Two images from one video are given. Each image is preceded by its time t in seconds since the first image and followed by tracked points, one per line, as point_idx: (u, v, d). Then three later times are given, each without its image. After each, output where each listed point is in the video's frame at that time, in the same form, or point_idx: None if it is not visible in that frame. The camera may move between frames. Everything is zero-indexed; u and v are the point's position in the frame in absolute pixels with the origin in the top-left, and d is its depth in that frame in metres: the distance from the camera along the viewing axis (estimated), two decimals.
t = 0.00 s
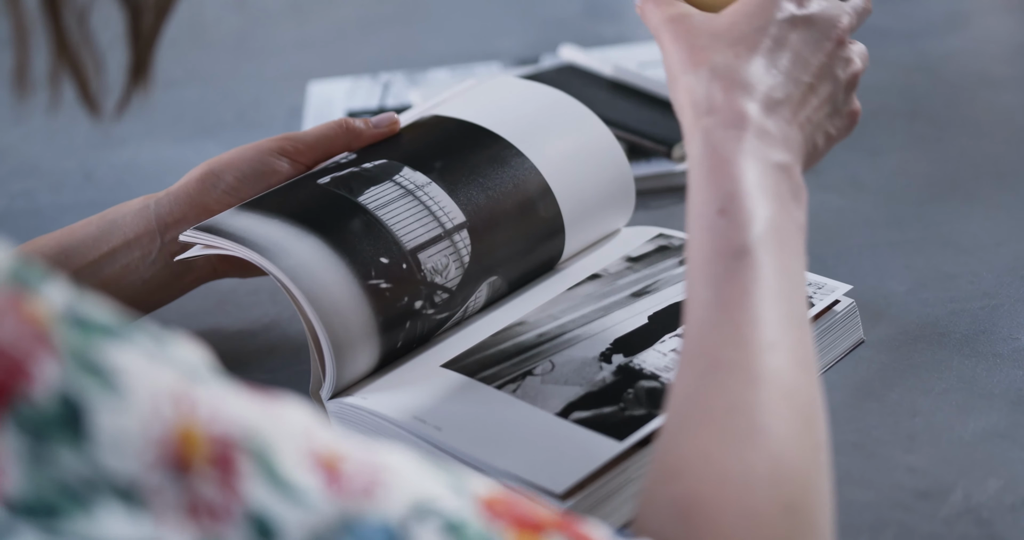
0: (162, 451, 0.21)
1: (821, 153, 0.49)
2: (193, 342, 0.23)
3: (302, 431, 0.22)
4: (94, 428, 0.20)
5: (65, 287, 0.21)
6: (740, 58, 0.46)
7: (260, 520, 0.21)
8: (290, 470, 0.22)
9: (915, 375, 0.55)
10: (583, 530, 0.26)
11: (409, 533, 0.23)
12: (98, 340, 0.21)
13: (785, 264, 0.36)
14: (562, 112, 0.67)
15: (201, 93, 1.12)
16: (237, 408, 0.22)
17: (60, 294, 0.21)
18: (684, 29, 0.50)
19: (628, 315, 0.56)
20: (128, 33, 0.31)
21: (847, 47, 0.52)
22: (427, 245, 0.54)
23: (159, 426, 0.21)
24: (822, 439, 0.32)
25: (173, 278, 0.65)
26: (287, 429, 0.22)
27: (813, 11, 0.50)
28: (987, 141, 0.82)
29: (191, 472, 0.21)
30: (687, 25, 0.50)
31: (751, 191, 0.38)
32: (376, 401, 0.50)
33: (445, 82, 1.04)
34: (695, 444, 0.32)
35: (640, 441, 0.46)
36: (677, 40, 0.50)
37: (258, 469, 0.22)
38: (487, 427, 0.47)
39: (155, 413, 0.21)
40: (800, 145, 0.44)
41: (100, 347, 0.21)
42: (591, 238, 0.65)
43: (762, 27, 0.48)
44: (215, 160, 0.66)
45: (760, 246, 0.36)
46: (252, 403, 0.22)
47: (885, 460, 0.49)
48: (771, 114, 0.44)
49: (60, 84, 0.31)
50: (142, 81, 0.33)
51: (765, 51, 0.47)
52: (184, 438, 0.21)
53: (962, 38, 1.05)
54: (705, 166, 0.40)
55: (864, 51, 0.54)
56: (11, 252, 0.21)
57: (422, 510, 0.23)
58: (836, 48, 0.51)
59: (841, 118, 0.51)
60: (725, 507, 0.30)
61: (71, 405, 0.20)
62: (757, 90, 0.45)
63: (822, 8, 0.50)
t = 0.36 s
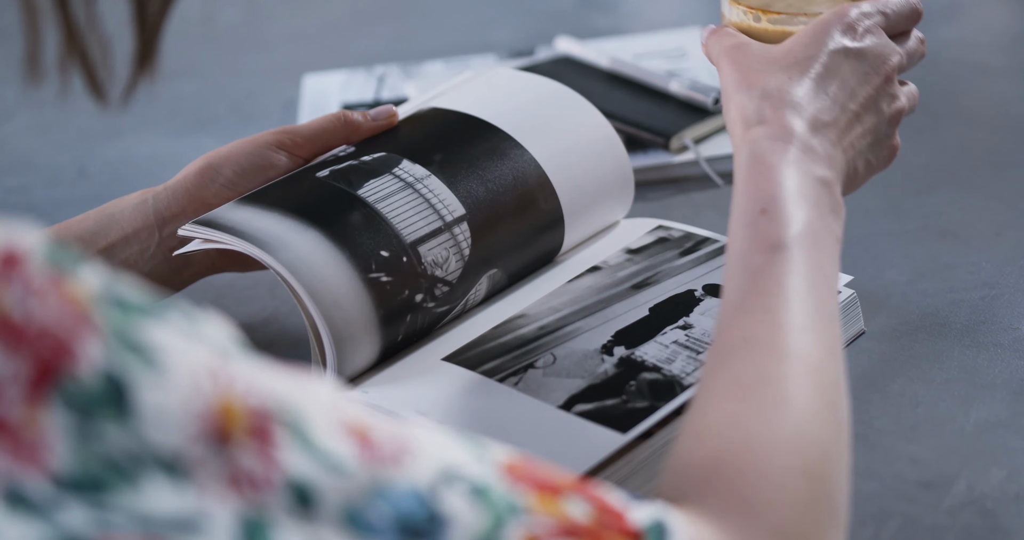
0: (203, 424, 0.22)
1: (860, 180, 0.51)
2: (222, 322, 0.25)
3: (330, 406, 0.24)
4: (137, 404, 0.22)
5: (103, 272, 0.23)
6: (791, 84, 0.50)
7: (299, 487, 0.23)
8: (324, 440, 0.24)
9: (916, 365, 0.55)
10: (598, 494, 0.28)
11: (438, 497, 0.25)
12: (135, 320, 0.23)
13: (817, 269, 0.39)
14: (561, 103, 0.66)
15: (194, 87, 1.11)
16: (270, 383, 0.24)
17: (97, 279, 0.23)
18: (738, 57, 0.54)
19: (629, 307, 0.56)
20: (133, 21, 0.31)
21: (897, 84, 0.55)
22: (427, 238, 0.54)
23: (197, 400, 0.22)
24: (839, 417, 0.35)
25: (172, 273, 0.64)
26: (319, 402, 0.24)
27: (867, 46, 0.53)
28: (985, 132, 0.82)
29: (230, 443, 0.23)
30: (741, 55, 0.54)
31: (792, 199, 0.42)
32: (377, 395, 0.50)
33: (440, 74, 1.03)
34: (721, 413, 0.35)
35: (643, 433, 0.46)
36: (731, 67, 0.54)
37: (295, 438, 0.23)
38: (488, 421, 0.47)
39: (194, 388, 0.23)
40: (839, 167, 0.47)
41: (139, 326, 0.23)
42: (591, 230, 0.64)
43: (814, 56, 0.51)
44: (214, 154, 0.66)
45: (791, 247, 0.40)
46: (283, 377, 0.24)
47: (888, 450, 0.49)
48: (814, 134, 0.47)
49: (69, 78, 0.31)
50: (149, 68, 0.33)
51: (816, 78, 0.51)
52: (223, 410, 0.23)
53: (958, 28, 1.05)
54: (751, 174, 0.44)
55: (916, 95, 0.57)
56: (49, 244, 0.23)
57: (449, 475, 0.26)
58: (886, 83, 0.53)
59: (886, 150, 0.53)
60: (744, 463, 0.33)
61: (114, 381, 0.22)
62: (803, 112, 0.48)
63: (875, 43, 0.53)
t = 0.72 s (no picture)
0: (236, 417, 0.23)
1: (878, 218, 0.53)
2: (248, 316, 0.25)
3: (354, 394, 0.25)
4: (171, 399, 0.22)
5: (131, 269, 0.23)
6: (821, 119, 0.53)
7: (328, 476, 0.24)
8: (351, 427, 0.24)
9: (916, 366, 0.55)
10: (610, 479, 0.29)
11: (460, 484, 0.26)
12: (167, 317, 0.23)
13: (841, 281, 0.41)
14: (558, 104, 0.66)
15: (185, 88, 1.11)
16: (294, 375, 0.24)
17: (127, 277, 0.23)
18: (769, 90, 0.57)
19: (628, 308, 0.56)
20: (138, 20, 0.30)
21: (917, 135, 0.57)
22: (426, 240, 0.53)
23: (230, 395, 0.23)
24: (853, 418, 0.37)
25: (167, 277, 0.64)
26: (344, 393, 0.25)
27: (892, 94, 0.55)
28: (978, 132, 0.82)
29: (261, 434, 0.23)
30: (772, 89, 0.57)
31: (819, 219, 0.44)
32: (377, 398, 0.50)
33: (434, 75, 1.03)
34: (738, 406, 0.37)
35: (644, 437, 0.46)
36: (762, 99, 0.57)
37: (323, 428, 0.24)
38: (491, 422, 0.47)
39: (225, 383, 0.23)
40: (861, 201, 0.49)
41: (171, 322, 0.23)
42: (588, 231, 0.64)
43: (843, 96, 0.54)
44: (209, 157, 0.66)
45: (814, 261, 0.42)
46: (303, 370, 0.24)
47: (889, 451, 0.49)
48: (843, 166, 0.50)
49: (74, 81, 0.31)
50: (154, 69, 0.33)
51: (845, 116, 0.53)
52: (254, 402, 0.23)
53: (950, 28, 1.05)
54: (780, 196, 0.47)
55: (935, 149, 0.59)
56: (73, 237, 0.23)
57: (470, 463, 0.26)
58: (906, 131, 0.56)
59: (899, 194, 0.55)
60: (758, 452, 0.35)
61: (148, 377, 0.22)
62: (832, 146, 0.51)
63: (901, 93, 0.56)
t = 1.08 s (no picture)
0: (258, 425, 0.23)
1: (886, 249, 0.55)
2: (263, 327, 0.25)
3: (371, 403, 0.26)
4: (194, 410, 0.23)
5: (150, 282, 0.24)
6: (833, 152, 0.55)
7: (348, 482, 0.25)
8: (369, 435, 0.25)
9: (919, 374, 0.55)
10: (619, 486, 0.30)
11: (476, 489, 0.27)
12: (187, 329, 0.23)
13: (852, 302, 0.43)
14: (559, 112, 0.65)
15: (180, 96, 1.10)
16: (313, 385, 0.25)
17: (147, 289, 0.24)
18: (781, 122, 0.59)
19: (631, 318, 0.56)
20: (147, 31, 0.30)
21: (926, 173, 0.59)
22: (427, 249, 0.53)
23: (252, 404, 0.23)
24: (860, 426, 0.38)
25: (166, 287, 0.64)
26: (360, 401, 0.25)
27: (901, 131, 0.57)
28: (976, 139, 0.82)
29: (283, 442, 0.24)
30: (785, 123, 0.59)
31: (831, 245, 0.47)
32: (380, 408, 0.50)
33: (430, 83, 1.03)
34: (747, 412, 0.38)
35: (649, 448, 0.46)
36: (774, 132, 0.59)
37: (341, 436, 0.25)
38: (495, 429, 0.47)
39: (247, 393, 0.23)
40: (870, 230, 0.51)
41: (192, 333, 0.23)
42: (589, 240, 0.64)
43: (853, 131, 0.56)
44: (210, 167, 0.65)
45: (824, 281, 0.44)
46: (322, 381, 0.25)
47: (894, 461, 0.49)
48: (853, 197, 0.52)
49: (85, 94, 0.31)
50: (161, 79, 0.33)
51: (855, 149, 0.55)
52: (276, 411, 0.23)
53: (944, 36, 1.05)
54: (792, 221, 0.49)
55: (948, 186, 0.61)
56: (94, 249, 0.23)
57: (485, 469, 0.27)
58: (916, 166, 0.58)
59: (908, 228, 0.57)
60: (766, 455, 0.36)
61: (171, 389, 0.23)
62: (842, 176, 0.53)
63: (912, 130, 0.58)
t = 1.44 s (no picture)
0: (274, 429, 0.23)
1: (888, 266, 0.55)
2: (273, 332, 0.26)
3: (381, 407, 0.26)
4: (212, 415, 0.23)
5: (161, 289, 0.24)
6: (844, 169, 0.55)
7: (362, 487, 0.25)
8: (382, 439, 0.25)
9: (921, 380, 0.55)
10: (626, 488, 0.30)
11: (487, 492, 0.27)
12: (202, 335, 0.24)
13: (858, 311, 0.43)
14: (558, 117, 0.65)
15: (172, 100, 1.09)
16: (324, 390, 0.25)
17: (159, 296, 0.24)
18: (792, 137, 0.59)
19: (632, 324, 0.55)
20: (150, 37, 0.30)
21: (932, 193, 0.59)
22: (428, 255, 0.53)
23: (268, 408, 0.23)
24: (866, 431, 0.38)
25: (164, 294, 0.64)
26: (371, 406, 0.26)
27: (909, 151, 0.57)
28: (972, 144, 0.83)
29: (298, 446, 0.24)
30: (795, 137, 0.59)
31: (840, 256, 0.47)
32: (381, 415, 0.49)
33: (425, 88, 1.02)
34: (750, 416, 0.38)
35: (653, 455, 0.45)
36: (784, 145, 0.59)
37: (355, 440, 0.25)
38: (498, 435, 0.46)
39: (263, 397, 0.23)
40: (876, 248, 0.51)
41: (207, 339, 0.24)
42: (588, 246, 0.64)
43: (863, 149, 0.56)
44: (208, 172, 0.65)
45: (830, 290, 0.44)
46: (334, 387, 0.25)
47: (898, 467, 0.49)
48: (861, 214, 0.52)
49: (89, 103, 0.30)
50: (164, 85, 0.32)
51: (864, 165, 0.55)
52: (292, 415, 0.24)
53: (938, 41, 1.06)
54: (800, 233, 0.49)
55: (952, 205, 0.61)
56: (106, 257, 0.24)
57: (495, 472, 0.27)
58: (922, 186, 0.58)
59: (911, 245, 0.57)
60: (769, 454, 0.36)
61: (188, 395, 0.23)
62: (851, 192, 0.53)
63: (920, 150, 0.58)
